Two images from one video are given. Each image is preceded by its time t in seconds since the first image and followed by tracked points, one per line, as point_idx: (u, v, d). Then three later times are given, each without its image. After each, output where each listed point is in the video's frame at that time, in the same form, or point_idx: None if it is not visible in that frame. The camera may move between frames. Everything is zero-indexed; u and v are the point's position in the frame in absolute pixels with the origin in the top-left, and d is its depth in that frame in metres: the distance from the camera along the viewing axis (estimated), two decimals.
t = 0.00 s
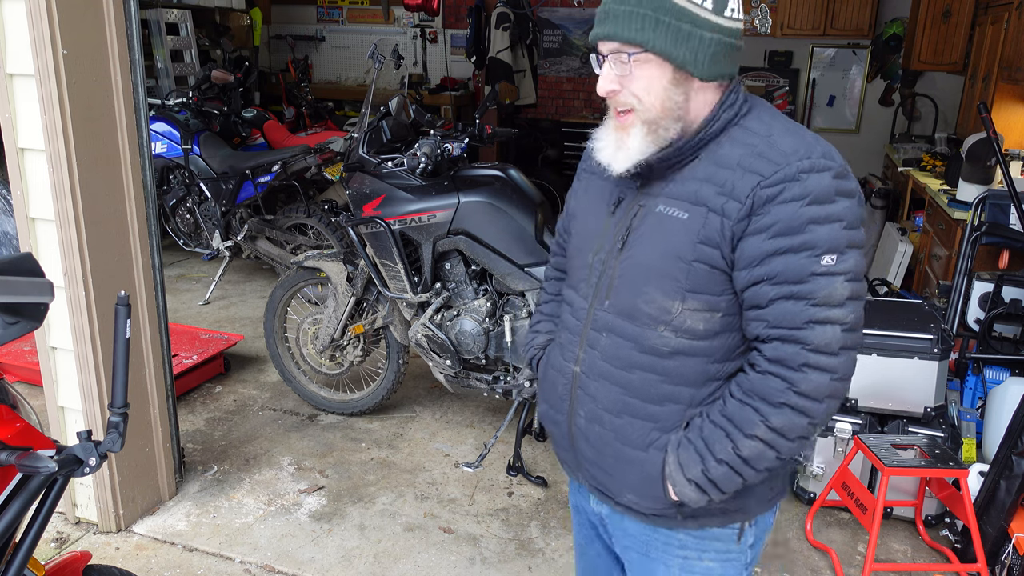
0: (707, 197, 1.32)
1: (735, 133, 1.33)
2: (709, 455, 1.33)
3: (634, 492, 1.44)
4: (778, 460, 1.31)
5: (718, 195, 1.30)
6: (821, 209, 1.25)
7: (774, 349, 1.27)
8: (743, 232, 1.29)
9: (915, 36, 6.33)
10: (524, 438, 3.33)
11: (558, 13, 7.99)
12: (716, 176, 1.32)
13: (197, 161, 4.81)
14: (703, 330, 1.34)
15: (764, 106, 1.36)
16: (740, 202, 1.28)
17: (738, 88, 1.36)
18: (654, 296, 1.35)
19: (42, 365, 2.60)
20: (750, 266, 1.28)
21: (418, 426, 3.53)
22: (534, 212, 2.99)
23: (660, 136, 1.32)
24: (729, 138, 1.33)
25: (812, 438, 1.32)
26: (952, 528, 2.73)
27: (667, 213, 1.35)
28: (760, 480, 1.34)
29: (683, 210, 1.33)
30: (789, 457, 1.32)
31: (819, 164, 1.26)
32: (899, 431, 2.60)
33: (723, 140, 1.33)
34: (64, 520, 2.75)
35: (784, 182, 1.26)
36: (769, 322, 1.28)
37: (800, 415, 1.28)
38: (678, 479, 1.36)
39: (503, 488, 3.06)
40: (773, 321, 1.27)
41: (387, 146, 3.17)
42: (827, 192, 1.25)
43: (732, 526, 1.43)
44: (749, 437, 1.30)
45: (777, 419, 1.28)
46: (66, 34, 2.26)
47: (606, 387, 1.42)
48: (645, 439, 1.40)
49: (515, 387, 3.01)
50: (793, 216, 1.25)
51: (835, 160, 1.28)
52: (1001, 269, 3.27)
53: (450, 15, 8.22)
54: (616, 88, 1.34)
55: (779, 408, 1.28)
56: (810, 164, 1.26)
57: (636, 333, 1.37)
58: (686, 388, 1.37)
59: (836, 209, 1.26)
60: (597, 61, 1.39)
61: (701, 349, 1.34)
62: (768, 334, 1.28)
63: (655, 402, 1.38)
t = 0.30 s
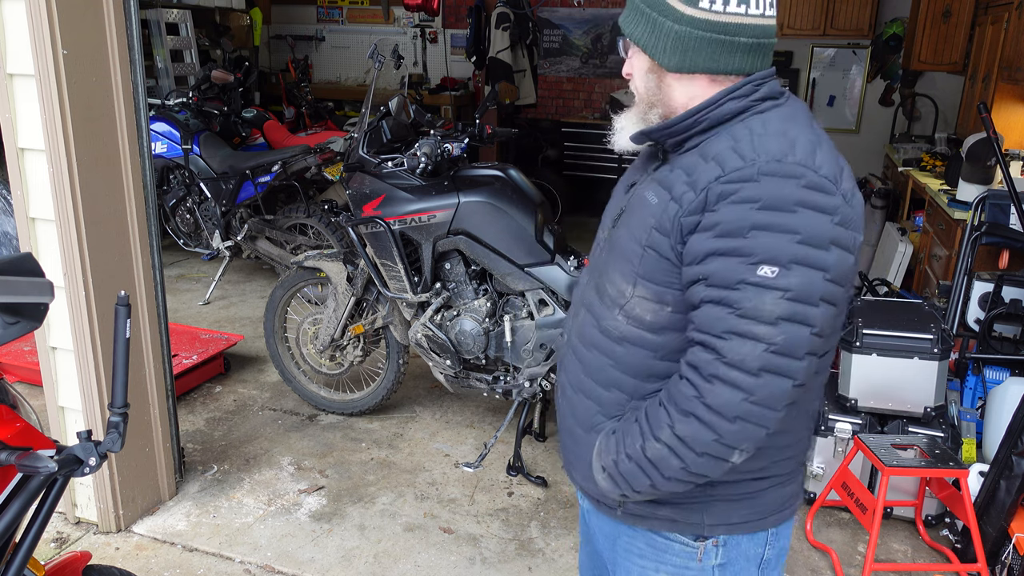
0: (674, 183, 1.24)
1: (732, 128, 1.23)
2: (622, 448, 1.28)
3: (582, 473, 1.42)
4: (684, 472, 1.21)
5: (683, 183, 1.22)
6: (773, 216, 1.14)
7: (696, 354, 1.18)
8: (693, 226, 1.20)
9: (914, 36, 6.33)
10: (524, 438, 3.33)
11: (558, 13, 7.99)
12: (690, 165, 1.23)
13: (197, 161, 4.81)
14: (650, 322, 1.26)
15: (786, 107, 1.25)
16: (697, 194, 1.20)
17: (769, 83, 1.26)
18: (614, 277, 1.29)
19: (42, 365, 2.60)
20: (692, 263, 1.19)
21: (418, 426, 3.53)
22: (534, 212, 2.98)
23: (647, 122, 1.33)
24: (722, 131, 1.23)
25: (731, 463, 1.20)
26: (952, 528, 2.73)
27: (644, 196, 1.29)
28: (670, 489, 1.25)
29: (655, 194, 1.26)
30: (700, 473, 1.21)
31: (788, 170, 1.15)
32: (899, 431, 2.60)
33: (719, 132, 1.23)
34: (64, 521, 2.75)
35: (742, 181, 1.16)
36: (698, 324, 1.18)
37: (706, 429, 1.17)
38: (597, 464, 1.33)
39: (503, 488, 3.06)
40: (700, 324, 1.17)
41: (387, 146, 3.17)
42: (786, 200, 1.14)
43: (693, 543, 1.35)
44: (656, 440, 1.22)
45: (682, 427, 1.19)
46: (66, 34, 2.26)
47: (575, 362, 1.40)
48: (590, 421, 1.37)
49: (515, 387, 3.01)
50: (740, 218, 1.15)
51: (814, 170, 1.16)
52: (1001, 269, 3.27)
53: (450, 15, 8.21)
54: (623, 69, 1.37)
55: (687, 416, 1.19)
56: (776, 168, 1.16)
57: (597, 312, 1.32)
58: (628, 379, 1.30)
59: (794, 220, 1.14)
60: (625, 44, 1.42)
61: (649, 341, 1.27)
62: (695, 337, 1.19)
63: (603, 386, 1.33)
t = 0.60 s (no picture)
0: (664, 196, 1.22)
1: (728, 140, 1.19)
2: (596, 464, 1.29)
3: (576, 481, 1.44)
4: (648, 494, 1.21)
5: (668, 196, 1.20)
6: (738, 238, 1.09)
7: (660, 377, 1.16)
8: (667, 243, 1.17)
9: (914, 37, 6.34)
10: (524, 438, 3.33)
11: (558, 13, 7.99)
12: (678, 179, 1.21)
13: (197, 161, 4.81)
14: (636, 336, 1.25)
15: (791, 119, 1.18)
16: (672, 208, 1.18)
17: (778, 92, 1.20)
18: (611, 287, 1.29)
19: (42, 366, 2.60)
20: (664, 281, 1.17)
21: (418, 426, 3.53)
22: (533, 212, 2.97)
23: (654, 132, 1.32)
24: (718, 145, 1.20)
25: (697, 491, 1.17)
26: (952, 528, 2.72)
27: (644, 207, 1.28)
28: (639, 509, 1.24)
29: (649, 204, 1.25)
30: (666, 498, 1.20)
31: (761, 189, 1.10)
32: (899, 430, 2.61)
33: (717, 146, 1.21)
34: (64, 520, 2.74)
35: (711, 200, 1.13)
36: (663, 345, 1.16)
37: (667, 455, 1.16)
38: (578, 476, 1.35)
39: (503, 488, 3.06)
40: (664, 346, 1.15)
41: (387, 146, 3.16)
42: (753, 220, 1.09)
43: (692, 566, 1.34)
44: (623, 459, 1.23)
45: (644, 449, 1.18)
46: (66, 36, 2.26)
47: (579, 369, 1.40)
48: (583, 431, 1.38)
49: (515, 387, 3.00)
50: (705, 238, 1.11)
51: (789, 189, 1.10)
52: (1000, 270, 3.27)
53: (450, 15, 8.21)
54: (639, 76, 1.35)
55: (649, 439, 1.18)
56: (748, 186, 1.11)
57: (597, 321, 1.33)
58: (618, 393, 1.30)
59: (762, 242, 1.09)
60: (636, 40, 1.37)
61: (635, 356, 1.26)
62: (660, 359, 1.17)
63: (596, 397, 1.34)
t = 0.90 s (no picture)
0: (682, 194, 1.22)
1: (748, 134, 1.19)
2: (617, 470, 1.28)
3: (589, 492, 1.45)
4: (674, 498, 1.20)
5: (689, 191, 1.19)
6: (766, 231, 1.09)
7: (685, 376, 1.16)
8: (690, 239, 1.17)
9: (914, 37, 6.34)
10: (524, 438, 3.33)
11: (558, 13, 8.00)
12: (697, 175, 1.20)
13: (197, 161, 4.81)
14: (655, 338, 1.25)
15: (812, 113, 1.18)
16: (694, 203, 1.17)
17: (797, 88, 1.19)
18: (626, 290, 1.29)
19: (42, 365, 2.60)
20: (688, 278, 1.17)
21: (418, 426, 3.53)
22: (533, 212, 2.98)
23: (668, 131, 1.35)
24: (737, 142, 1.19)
25: (724, 494, 1.17)
26: (951, 528, 2.73)
27: (659, 207, 1.28)
28: (662, 516, 1.24)
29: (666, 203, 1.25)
30: (692, 503, 1.19)
31: (788, 181, 1.10)
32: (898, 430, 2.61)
33: (735, 141, 1.20)
34: (64, 520, 2.75)
35: (736, 193, 1.13)
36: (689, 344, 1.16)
37: (694, 456, 1.15)
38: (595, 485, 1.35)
39: (503, 488, 3.06)
40: (689, 345, 1.15)
41: (386, 146, 3.17)
42: (782, 213, 1.09)
43: None
44: (646, 464, 1.22)
45: (669, 452, 1.18)
46: (66, 34, 2.26)
47: (591, 376, 1.41)
48: (598, 439, 1.38)
49: (515, 387, 3.01)
50: (731, 232, 1.11)
51: (818, 181, 1.10)
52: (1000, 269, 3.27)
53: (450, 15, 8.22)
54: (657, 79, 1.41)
55: (673, 440, 1.18)
56: (775, 178, 1.11)
57: (610, 326, 1.33)
58: (635, 398, 1.30)
59: (792, 235, 1.08)
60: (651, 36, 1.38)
61: (654, 359, 1.26)
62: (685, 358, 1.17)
63: (611, 402, 1.34)
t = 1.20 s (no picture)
0: (715, 207, 1.19)
1: (779, 142, 1.18)
2: (671, 491, 1.25)
3: (618, 513, 1.42)
4: (743, 516, 1.18)
5: (727, 206, 1.17)
6: (830, 243, 1.08)
7: (752, 393, 1.15)
8: (739, 253, 1.15)
9: (914, 37, 6.34)
10: (524, 438, 3.33)
11: (558, 13, 8.00)
12: (731, 186, 1.18)
13: (197, 161, 4.80)
14: (696, 353, 1.24)
15: (833, 116, 1.20)
16: (742, 218, 1.15)
17: (810, 93, 1.21)
18: (653, 306, 1.27)
19: (42, 365, 2.61)
20: (740, 294, 1.15)
21: (418, 426, 3.54)
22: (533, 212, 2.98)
23: (722, 140, 1.22)
24: (767, 152, 1.18)
25: (794, 506, 1.16)
26: (951, 528, 2.73)
27: (681, 219, 1.24)
28: (724, 533, 1.22)
29: (693, 214, 1.23)
30: (760, 517, 1.18)
31: (844, 190, 1.09)
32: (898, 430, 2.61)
33: (766, 151, 1.18)
34: (64, 520, 2.75)
35: (792, 206, 1.11)
36: (752, 360, 1.15)
37: (768, 472, 1.14)
38: (641, 509, 1.31)
39: (503, 488, 3.06)
40: (755, 360, 1.14)
41: (387, 146, 3.17)
42: (845, 223, 1.08)
43: None
44: (712, 483, 1.20)
45: (741, 469, 1.16)
46: (66, 35, 2.26)
47: (611, 393, 1.39)
48: (630, 459, 1.36)
49: (515, 387, 3.01)
50: (793, 245, 1.09)
51: (872, 189, 1.10)
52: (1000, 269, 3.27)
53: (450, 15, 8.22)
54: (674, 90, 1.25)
55: (745, 457, 1.16)
56: (831, 189, 1.10)
57: (635, 342, 1.31)
58: (673, 414, 1.29)
59: (856, 245, 1.08)
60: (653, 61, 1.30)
61: (694, 374, 1.25)
62: (749, 374, 1.15)
63: (643, 420, 1.32)
